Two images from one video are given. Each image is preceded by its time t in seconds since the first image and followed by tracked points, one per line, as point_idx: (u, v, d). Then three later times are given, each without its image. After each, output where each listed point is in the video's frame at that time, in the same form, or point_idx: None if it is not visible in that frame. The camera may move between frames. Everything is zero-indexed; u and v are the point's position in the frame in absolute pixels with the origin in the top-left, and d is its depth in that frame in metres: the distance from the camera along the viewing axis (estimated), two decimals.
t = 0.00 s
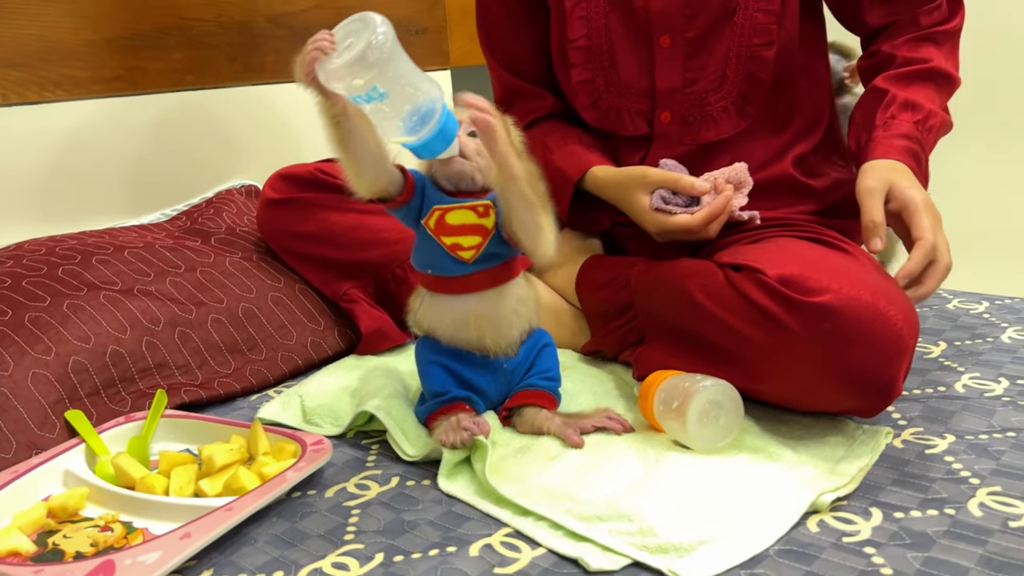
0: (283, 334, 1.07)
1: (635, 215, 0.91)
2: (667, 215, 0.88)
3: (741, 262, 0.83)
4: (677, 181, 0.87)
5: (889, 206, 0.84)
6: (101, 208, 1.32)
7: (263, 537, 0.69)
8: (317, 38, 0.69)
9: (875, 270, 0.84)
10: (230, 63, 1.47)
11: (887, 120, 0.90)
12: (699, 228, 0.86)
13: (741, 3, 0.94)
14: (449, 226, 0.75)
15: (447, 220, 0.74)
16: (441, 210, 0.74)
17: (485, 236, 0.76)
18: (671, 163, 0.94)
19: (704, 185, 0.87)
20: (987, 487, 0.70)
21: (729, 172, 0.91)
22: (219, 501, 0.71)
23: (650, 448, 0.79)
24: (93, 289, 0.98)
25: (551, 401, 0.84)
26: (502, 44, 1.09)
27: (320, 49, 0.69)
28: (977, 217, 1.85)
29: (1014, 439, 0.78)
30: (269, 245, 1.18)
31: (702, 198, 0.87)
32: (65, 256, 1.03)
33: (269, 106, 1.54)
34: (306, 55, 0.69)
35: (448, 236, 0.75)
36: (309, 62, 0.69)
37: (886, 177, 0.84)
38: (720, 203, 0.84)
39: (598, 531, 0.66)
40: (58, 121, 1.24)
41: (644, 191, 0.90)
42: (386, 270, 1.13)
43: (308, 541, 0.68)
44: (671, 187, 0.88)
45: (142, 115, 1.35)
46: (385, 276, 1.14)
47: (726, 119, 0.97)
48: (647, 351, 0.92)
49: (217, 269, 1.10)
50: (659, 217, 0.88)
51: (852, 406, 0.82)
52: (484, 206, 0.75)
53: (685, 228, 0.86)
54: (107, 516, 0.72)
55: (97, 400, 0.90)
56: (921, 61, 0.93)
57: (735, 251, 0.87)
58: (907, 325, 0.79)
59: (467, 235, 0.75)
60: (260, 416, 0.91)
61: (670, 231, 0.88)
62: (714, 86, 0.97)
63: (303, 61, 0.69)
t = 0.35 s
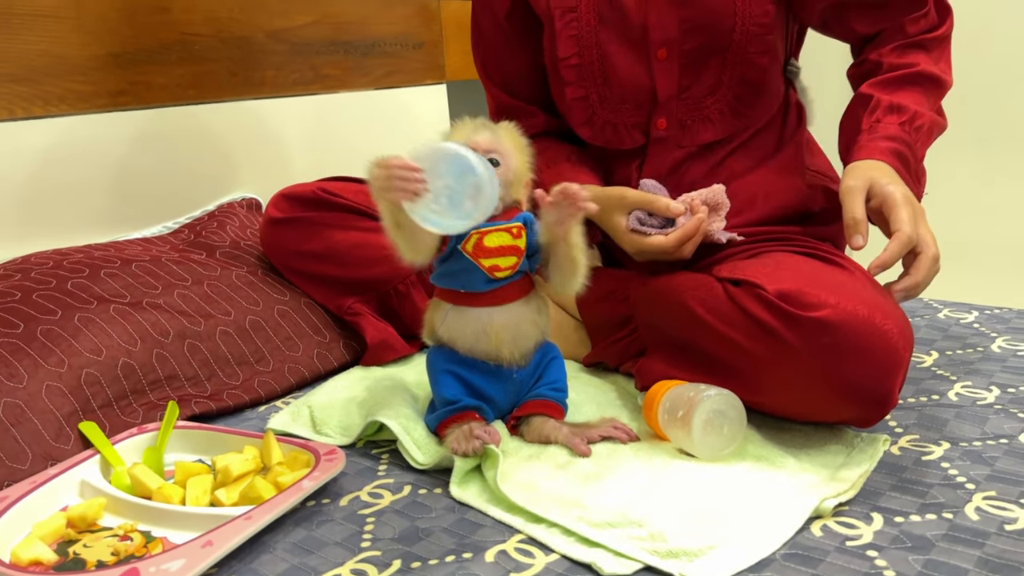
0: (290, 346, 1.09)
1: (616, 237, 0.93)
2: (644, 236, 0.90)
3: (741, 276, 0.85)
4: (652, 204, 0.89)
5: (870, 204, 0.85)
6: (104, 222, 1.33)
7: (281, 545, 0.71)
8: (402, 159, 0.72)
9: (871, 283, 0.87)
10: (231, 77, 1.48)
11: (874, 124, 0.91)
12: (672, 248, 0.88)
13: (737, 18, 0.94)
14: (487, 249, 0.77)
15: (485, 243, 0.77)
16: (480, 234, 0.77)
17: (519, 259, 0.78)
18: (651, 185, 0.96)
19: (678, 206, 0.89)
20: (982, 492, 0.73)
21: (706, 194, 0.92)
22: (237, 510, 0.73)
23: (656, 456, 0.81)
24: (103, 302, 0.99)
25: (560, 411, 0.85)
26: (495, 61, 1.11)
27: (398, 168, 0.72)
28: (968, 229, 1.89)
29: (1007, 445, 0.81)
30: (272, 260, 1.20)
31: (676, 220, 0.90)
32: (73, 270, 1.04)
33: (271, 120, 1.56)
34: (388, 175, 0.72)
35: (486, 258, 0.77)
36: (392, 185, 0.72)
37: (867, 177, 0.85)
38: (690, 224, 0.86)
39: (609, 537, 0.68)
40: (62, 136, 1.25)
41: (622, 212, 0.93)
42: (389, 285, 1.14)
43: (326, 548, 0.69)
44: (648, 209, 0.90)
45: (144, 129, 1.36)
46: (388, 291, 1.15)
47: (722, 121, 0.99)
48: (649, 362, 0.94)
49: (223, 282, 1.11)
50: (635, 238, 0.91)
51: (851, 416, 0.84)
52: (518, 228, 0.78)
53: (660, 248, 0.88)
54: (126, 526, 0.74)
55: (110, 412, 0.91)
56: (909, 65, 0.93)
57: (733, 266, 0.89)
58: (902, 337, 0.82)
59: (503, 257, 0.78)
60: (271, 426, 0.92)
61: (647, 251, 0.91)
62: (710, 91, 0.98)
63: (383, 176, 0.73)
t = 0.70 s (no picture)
0: (292, 359, 1.11)
1: (595, 260, 0.96)
2: (621, 258, 0.93)
3: (736, 290, 0.88)
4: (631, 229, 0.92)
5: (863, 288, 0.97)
6: (105, 237, 1.35)
7: (292, 555, 0.72)
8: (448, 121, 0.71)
9: (862, 297, 0.89)
10: (230, 93, 1.49)
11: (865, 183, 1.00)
12: (647, 272, 0.91)
13: (725, 38, 0.97)
14: (486, 267, 0.78)
15: (485, 262, 0.78)
16: (481, 251, 0.78)
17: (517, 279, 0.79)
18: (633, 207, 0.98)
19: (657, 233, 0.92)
20: (973, 500, 0.75)
21: (685, 220, 0.94)
22: (247, 522, 0.74)
23: (655, 467, 0.83)
24: (108, 317, 1.01)
25: (560, 423, 0.88)
26: (488, 80, 1.11)
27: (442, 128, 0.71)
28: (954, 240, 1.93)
29: (996, 453, 0.84)
30: (273, 274, 1.22)
31: (654, 245, 0.92)
32: (78, 284, 1.06)
33: (269, 134, 1.57)
34: (433, 134, 0.71)
35: (484, 275, 0.78)
36: (433, 141, 0.71)
37: (865, 268, 0.98)
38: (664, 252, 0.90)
39: (612, 545, 0.70)
40: (64, 152, 1.27)
41: (602, 236, 0.95)
42: (390, 299, 1.14)
43: (336, 559, 0.71)
44: (627, 233, 0.93)
45: (146, 144, 1.38)
46: (389, 304, 1.15)
47: (714, 138, 1.01)
48: (647, 374, 0.96)
49: (226, 296, 1.13)
50: (614, 262, 0.93)
51: (843, 426, 0.86)
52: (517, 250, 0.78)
53: (635, 271, 0.91)
54: (138, 537, 0.75)
55: (117, 425, 0.93)
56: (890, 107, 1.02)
57: (727, 279, 0.92)
58: (893, 349, 0.84)
59: (502, 275, 0.79)
60: (276, 438, 0.94)
61: (625, 275, 0.93)
62: (702, 109, 1.00)
63: (427, 136, 0.71)
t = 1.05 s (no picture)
0: (295, 370, 1.12)
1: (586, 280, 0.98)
2: (614, 280, 0.96)
3: (732, 301, 0.89)
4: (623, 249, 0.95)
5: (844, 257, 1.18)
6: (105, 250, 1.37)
7: (300, 563, 0.73)
8: (465, 152, 0.74)
9: (855, 308, 0.91)
10: (229, 107, 1.51)
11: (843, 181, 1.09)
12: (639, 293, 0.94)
13: (720, 56, 0.99)
14: (486, 273, 0.79)
15: (485, 267, 0.79)
16: (481, 257, 0.79)
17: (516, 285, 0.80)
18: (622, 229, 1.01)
19: (648, 253, 0.96)
20: (966, 505, 0.77)
21: (676, 238, 0.98)
22: (256, 530, 0.75)
23: (656, 474, 0.84)
24: (113, 329, 1.02)
25: (561, 431, 0.89)
26: (478, 98, 1.13)
27: (458, 155, 0.74)
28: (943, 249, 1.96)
29: (987, 460, 0.86)
30: (274, 286, 1.23)
31: (645, 265, 0.96)
32: (82, 296, 1.07)
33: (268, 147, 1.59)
34: (450, 163, 0.74)
35: (484, 281, 0.79)
36: (449, 170, 0.74)
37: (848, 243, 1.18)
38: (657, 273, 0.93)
39: (616, 551, 0.71)
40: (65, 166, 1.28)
41: (593, 256, 0.98)
42: (391, 310, 1.16)
43: (345, 566, 0.72)
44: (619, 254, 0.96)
45: (147, 158, 1.40)
46: (390, 315, 1.17)
47: (708, 152, 1.03)
48: (646, 384, 0.98)
49: (228, 308, 1.14)
50: (606, 282, 0.96)
51: (839, 434, 0.88)
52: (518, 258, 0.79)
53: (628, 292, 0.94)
54: (147, 546, 0.76)
55: (124, 436, 0.94)
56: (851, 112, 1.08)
57: (723, 290, 0.93)
58: (887, 358, 0.87)
59: (502, 281, 0.80)
60: (281, 448, 0.95)
61: (617, 296, 0.96)
62: (698, 123, 1.02)
63: (439, 153, 0.74)
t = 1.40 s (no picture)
0: (294, 380, 1.13)
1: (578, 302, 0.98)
2: (610, 299, 0.97)
3: (728, 312, 0.91)
4: (616, 268, 0.95)
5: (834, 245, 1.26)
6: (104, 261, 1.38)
7: (304, 571, 0.74)
8: (510, 202, 0.80)
9: (848, 317, 0.93)
10: (227, 119, 1.52)
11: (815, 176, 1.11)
12: (637, 309, 0.96)
13: (703, 67, 1.01)
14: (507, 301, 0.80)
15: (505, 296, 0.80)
16: (498, 288, 0.80)
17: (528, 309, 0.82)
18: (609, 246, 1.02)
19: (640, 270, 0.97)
20: (957, 510, 0.79)
21: (666, 250, 0.99)
22: (260, 538, 0.76)
23: (654, 482, 0.86)
24: (114, 339, 1.03)
25: (560, 438, 0.90)
26: (464, 119, 1.14)
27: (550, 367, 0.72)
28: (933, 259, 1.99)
29: (978, 466, 0.87)
30: (272, 297, 1.24)
31: (639, 282, 0.97)
32: (83, 307, 1.08)
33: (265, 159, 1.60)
34: (493, 209, 0.80)
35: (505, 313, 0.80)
36: (492, 214, 0.80)
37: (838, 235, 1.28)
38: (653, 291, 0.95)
39: (617, 558, 0.72)
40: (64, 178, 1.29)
41: (587, 277, 0.97)
42: (389, 322, 1.16)
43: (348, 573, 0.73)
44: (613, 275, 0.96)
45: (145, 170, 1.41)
46: (388, 327, 1.17)
47: (693, 168, 1.04)
48: (642, 393, 0.99)
49: (228, 318, 1.15)
50: (603, 303, 0.97)
51: (832, 442, 0.89)
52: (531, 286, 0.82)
53: (624, 309, 0.96)
54: (152, 554, 0.77)
55: (126, 446, 0.95)
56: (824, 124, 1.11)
57: (719, 301, 0.95)
58: (880, 366, 0.88)
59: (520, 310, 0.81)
60: (282, 457, 0.96)
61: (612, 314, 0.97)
62: (682, 139, 1.03)
63: (534, 354, 0.72)
